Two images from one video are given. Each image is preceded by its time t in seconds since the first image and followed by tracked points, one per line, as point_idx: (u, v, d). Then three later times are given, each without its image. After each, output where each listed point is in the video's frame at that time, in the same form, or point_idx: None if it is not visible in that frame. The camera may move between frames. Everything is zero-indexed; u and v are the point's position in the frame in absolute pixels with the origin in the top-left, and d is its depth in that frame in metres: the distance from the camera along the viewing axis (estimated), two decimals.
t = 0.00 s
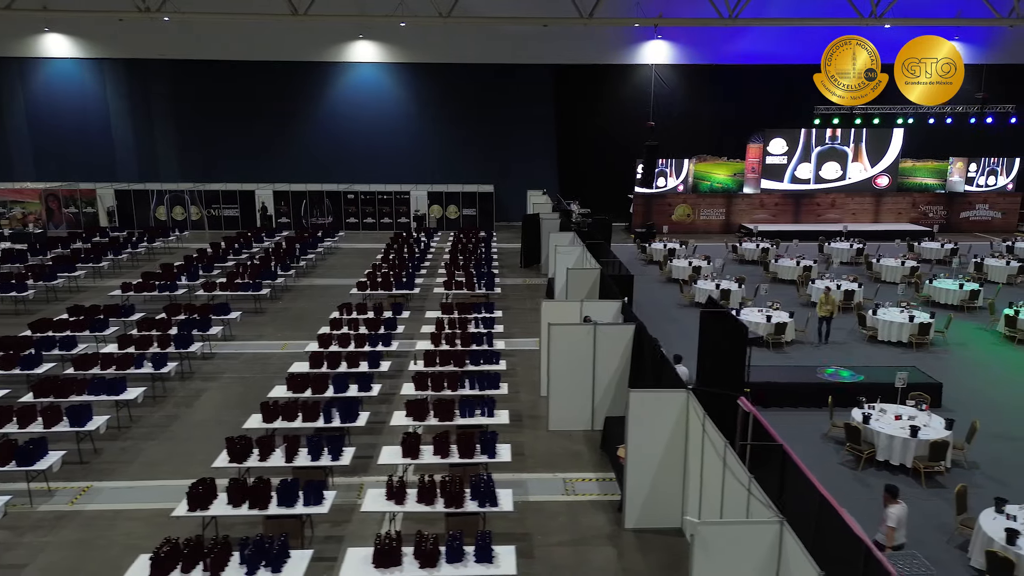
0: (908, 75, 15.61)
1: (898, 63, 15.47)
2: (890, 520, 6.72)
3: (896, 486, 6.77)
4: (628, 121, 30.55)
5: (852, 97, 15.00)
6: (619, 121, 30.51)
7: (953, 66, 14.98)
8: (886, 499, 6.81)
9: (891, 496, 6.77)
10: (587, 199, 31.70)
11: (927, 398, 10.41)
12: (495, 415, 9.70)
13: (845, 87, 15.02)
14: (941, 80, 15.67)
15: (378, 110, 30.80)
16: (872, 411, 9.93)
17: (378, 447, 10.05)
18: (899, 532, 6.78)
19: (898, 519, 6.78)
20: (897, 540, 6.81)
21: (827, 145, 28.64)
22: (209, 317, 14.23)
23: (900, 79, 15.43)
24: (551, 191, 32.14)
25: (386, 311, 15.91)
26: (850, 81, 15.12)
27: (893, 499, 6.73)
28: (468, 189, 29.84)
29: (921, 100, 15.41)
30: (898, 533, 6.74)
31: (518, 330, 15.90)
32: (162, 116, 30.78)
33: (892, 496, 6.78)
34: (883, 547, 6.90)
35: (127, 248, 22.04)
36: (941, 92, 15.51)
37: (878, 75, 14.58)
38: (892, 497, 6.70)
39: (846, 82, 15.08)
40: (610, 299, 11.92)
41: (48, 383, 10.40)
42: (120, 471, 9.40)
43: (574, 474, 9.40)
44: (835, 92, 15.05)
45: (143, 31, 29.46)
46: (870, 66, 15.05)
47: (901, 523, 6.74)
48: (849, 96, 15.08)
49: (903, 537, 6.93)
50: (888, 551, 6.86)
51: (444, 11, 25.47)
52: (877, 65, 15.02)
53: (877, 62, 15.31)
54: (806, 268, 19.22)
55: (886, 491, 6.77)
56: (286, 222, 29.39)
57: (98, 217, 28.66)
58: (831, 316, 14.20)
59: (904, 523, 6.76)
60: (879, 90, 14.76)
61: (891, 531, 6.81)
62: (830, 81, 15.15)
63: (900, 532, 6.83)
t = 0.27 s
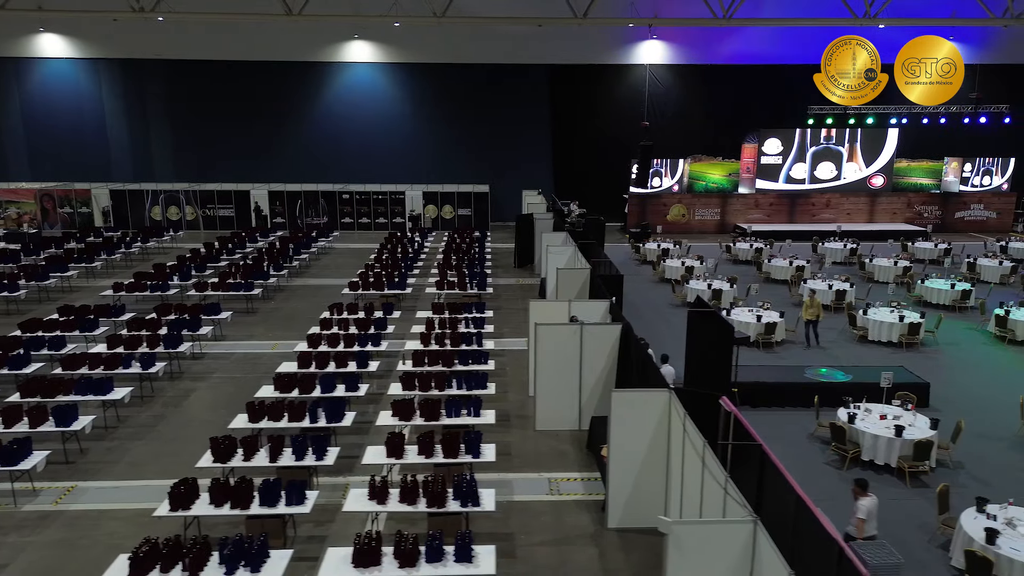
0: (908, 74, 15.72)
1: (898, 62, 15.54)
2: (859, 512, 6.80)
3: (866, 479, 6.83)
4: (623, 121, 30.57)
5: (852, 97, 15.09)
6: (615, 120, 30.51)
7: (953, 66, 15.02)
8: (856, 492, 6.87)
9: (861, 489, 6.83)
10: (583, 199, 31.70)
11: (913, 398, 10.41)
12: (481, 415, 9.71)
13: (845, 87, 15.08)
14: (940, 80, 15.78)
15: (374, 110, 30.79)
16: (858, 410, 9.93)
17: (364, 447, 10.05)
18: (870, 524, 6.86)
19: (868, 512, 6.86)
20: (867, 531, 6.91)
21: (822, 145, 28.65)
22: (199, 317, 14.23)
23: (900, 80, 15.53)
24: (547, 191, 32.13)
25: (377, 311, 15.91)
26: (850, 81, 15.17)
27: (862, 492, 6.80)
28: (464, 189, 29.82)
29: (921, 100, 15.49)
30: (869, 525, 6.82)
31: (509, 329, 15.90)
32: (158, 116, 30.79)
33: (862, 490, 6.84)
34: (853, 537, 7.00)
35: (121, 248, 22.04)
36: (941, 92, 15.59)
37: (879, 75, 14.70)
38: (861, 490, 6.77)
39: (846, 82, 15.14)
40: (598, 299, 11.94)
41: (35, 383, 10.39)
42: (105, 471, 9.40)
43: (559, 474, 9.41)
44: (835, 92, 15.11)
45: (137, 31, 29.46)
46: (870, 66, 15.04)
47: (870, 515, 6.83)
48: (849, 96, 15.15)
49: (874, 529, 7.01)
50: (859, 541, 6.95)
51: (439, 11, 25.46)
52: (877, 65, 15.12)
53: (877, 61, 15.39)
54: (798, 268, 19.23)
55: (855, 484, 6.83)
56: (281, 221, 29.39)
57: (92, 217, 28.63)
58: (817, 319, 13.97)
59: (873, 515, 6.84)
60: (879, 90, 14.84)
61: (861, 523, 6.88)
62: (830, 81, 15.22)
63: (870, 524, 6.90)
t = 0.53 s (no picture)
0: (907, 75, 15.95)
1: (898, 63, 15.68)
2: (829, 501, 7.11)
3: (834, 469, 7.20)
4: (619, 120, 30.57)
5: (852, 97, 15.22)
6: (610, 120, 30.52)
7: (953, 66, 15.37)
8: (825, 483, 7.24)
9: (830, 480, 7.19)
10: (578, 199, 31.70)
11: (899, 397, 10.43)
12: (467, 415, 9.71)
13: (846, 87, 15.24)
14: (940, 81, 16.06)
15: (369, 110, 30.79)
16: (843, 410, 9.94)
17: (350, 447, 10.05)
18: (840, 514, 7.17)
19: (838, 501, 7.17)
20: (837, 521, 7.20)
21: (817, 145, 28.67)
22: (189, 318, 14.22)
23: (901, 80, 15.72)
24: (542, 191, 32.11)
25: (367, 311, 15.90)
26: (850, 81, 15.35)
27: (831, 482, 7.17)
28: (459, 189, 29.81)
29: (921, 99, 15.73)
30: (838, 514, 7.14)
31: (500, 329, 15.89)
32: (153, 116, 30.76)
33: (830, 480, 7.19)
34: (825, 528, 7.30)
35: (114, 248, 22.03)
36: (940, 92, 15.89)
37: (879, 75, 14.94)
38: (829, 479, 7.14)
39: (846, 82, 15.29)
40: (586, 299, 11.95)
41: (21, 383, 10.39)
42: (90, 471, 9.40)
43: (544, 474, 9.41)
44: (836, 92, 15.24)
45: (132, 31, 29.48)
46: (870, 66, 15.20)
47: (840, 504, 7.14)
48: (849, 95, 15.28)
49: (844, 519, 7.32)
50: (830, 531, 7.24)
51: (433, 11, 25.47)
52: (877, 65, 15.39)
53: (877, 62, 15.61)
54: (791, 268, 19.25)
55: (824, 474, 7.22)
56: (276, 221, 29.39)
57: (88, 217, 28.62)
58: (802, 322, 13.88)
59: (843, 505, 7.16)
60: (879, 90, 14.96)
61: (831, 513, 7.20)
62: (830, 81, 15.33)
63: (840, 514, 7.22)
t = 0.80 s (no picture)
0: (908, 75, 15.80)
1: (898, 63, 15.57)
2: (805, 494, 7.14)
3: (808, 461, 7.22)
4: (614, 120, 30.60)
5: (852, 97, 15.16)
6: (604, 120, 30.56)
7: (953, 66, 15.10)
8: (800, 475, 7.26)
9: (805, 472, 7.21)
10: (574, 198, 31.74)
11: (885, 397, 10.44)
12: (453, 415, 9.71)
13: (846, 87, 15.14)
14: (940, 80, 15.87)
15: (364, 110, 30.79)
16: (829, 410, 9.94)
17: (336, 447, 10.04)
18: (816, 506, 7.18)
19: (814, 493, 7.18)
20: (813, 513, 7.23)
21: (812, 145, 28.65)
22: (179, 317, 14.22)
23: (901, 80, 15.57)
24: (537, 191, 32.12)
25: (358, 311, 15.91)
26: (850, 81, 15.22)
27: (804, 473, 7.19)
28: (454, 189, 29.81)
29: (921, 100, 15.63)
30: (814, 506, 7.15)
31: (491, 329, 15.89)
32: (148, 116, 30.77)
33: (805, 472, 7.21)
34: (801, 520, 7.32)
35: (108, 248, 22.01)
36: (941, 92, 15.73)
37: (878, 75, 14.76)
38: (803, 471, 7.16)
39: (846, 82, 15.21)
40: (575, 299, 11.95)
41: (8, 383, 10.38)
42: (76, 471, 9.40)
43: (529, 474, 9.42)
44: (835, 92, 15.16)
45: (126, 31, 29.47)
46: (870, 66, 15.09)
47: (815, 496, 7.15)
48: (849, 96, 15.22)
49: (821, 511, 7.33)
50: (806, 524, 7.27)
51: (428, 12, 25.45)
52: (877, 65, 15.17)
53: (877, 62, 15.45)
54: (784, 268, 19.27)
55: (798, 466, 7.23)
56: (271, 222, 29.39)
57: (82, 217, 28.52)
58: (786, 325, 13.88)
59: (819, 497, 7.17)
60: (879, 90, 14.82)
61: (808, 505, 7.21)
62: (830, 81, 15.26)
63: (816, 505, 7.23)
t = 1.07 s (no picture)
0: (908, 75, 15.65)
1: (898, 63, 15.49)
2: (783, 487, 7.27)
3: (787, 455, 7.30)
4: (609, 120, 30.60)
5: (852, 97, 15.14)
6: (599, 120, 30.56)
7: (953, 66, 15.10)
8: (778, 468, 7.35)
9: (784, 465, 7.29)
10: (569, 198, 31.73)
11: (871, 397, 10.45)
12: (439, 415, 9.69)
13: (846, 86, 15.11)
14: (940, 81, 15.80)
15: (360, 110, 30.78)
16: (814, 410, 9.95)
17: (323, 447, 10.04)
18: (793, 497, 7.34)
19: (791, 486, 7.32)
20: (790, 504, 7.37)
21: (807, 145, 28.67)
22: (169, 318, 14.21)
23: (901, 80, 15.46)
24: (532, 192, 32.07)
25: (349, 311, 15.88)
26: (850, 81, 15.19)
27: (785, 468, 7.29)
28: (449, 189, 29.80)
29: (921, 100, 15.46)
30: (791, 498, 7.31)
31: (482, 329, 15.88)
32: (143, 116, 30.74)
33: (784, 465, 7.29)
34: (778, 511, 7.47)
35: (101, 248, 22.01)
36: (941, 92, 15.62)
37: (879, 74, 14.80)
38: (783, 465, 7.26)
39: (846, 82, 15.18)
40: (563, 299, 11.96)
41: None
42: (61, 471, 9.39)
43: (514, 474, 9.41)
44: (836, 92, 15.13)
45: (119, 31, 29.50)
46: (871, 66, 15.10)
47: (793, 489, 7.29)
48: (849, 95, 15.18)
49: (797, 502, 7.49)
50: (782, 515, 7.43)
51: (421, 12, 25.49)
52: (877, 64, 15.13)
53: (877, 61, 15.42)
54: (777, 268, 19.28)
55: (777, 460, 7.32)
56: (266, 221, 29.38)
57: (78, 217, 28.52)
58: (767, 327, 13.60)
59: (796, 489, 7.32)
60: (879, 90, 14.87)
61: (785, 497, 7.36)
62: (830, 81, 15.23)
63: (792, 498, 7.39)
